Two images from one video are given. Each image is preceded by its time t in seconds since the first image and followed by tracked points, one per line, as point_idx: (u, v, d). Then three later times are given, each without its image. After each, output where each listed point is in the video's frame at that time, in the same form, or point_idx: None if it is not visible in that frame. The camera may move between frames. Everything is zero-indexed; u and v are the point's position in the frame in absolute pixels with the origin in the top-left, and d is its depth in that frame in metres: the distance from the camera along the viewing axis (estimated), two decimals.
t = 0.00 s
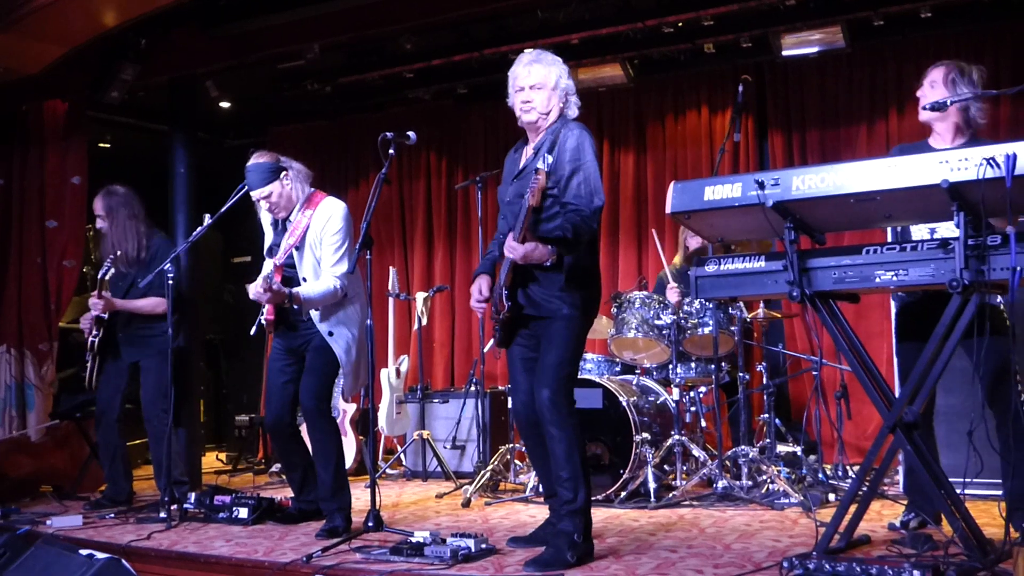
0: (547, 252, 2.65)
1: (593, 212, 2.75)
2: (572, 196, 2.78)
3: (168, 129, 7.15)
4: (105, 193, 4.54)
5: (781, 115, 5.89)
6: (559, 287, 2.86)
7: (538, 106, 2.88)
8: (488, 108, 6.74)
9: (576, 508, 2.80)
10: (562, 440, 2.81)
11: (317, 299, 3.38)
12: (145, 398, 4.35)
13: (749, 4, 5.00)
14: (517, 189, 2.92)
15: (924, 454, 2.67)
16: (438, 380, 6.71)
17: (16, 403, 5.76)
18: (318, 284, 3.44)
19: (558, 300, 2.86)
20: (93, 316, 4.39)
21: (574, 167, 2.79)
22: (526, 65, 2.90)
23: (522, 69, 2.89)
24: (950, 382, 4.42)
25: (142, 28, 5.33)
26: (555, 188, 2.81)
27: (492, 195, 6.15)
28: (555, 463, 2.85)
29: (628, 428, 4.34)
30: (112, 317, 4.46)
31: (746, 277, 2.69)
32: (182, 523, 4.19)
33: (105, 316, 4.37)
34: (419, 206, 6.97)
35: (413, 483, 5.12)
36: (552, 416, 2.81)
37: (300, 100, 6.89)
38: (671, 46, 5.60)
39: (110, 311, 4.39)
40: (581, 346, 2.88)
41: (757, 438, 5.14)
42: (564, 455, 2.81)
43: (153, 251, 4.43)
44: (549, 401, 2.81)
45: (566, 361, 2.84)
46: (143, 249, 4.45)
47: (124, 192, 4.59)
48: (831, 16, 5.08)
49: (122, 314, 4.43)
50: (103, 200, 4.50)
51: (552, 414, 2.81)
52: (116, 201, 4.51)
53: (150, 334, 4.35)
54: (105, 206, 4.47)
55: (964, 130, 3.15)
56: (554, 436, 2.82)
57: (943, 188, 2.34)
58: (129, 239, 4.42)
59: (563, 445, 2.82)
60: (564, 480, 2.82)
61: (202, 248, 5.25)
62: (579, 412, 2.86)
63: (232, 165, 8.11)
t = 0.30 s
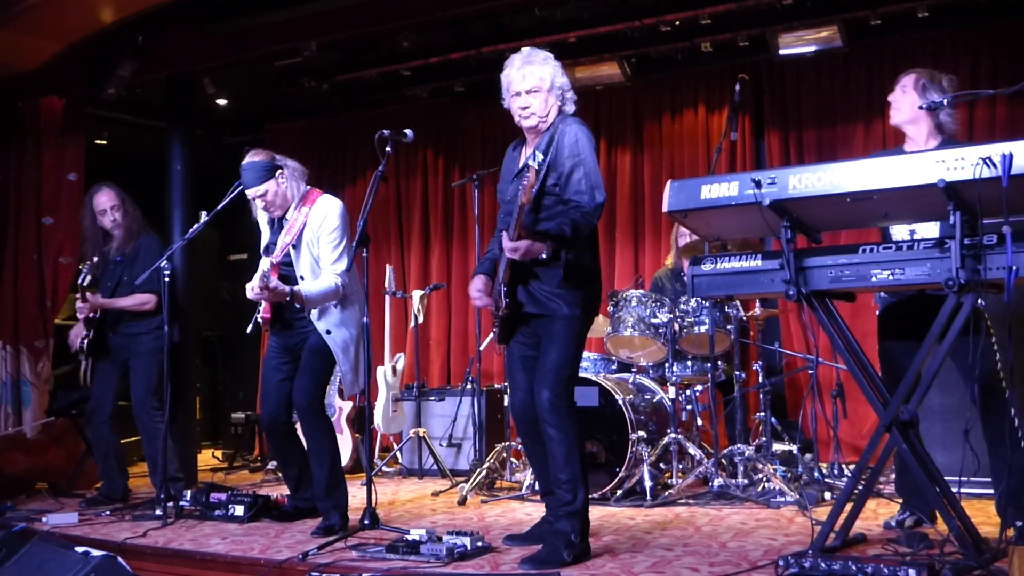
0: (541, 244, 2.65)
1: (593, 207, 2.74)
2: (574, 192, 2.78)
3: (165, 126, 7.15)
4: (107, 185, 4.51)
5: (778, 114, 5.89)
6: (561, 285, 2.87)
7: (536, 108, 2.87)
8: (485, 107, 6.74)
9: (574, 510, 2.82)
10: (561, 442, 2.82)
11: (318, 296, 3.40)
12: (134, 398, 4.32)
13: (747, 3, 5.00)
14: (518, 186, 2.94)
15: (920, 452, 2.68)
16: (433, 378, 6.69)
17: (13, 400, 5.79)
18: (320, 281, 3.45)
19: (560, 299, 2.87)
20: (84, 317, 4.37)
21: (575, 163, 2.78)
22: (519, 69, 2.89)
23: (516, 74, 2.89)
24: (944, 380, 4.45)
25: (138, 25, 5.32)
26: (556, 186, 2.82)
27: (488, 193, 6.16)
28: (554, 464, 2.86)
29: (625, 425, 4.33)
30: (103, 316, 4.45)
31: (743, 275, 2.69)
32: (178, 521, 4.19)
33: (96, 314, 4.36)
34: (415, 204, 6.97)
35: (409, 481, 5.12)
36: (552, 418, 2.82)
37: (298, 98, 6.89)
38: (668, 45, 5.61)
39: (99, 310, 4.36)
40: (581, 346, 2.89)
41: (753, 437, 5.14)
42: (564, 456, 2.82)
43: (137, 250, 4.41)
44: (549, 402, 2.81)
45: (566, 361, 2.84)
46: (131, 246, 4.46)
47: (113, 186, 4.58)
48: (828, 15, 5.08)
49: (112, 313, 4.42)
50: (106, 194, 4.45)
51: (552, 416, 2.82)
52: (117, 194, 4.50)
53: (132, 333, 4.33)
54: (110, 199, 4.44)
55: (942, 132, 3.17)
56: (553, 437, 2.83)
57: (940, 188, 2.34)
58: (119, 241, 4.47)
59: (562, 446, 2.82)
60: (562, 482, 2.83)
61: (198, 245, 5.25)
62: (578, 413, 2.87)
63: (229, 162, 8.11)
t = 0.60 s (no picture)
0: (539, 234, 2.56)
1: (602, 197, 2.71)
2: (580, 183, 2.74)
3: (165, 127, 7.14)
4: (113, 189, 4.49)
5: (778, 111, 5.89)
6: (564, 280, 2.86)
7: (535, 111, 2.86)
8: (484, 106, 6.72)
9: (579, 508, 2.80)
10: (566, 439, 2.81)
11: (315, 302, 3.36)
12: (138, 401, 4.29)
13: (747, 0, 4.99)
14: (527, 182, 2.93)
15: (923, 448, 2.67)
16: (436, 378, 6.70)
17: (13, 404, 5.72)
18: (314, 287, 3.41)
19: (568, 296, 2.85)
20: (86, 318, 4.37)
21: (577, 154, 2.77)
22: (517, 72, 2.87)
23: (515, 79, 2.86)
24: (946, 377, 4.40)
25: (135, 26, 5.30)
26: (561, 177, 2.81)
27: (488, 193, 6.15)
28: (558, 462, 2.84)
29: (627, 425, 4.34)
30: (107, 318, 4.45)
31: (743, 273, 2.69)
32: (180, 523, 4.17)
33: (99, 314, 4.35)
34: (416, 204, 6.96)
35: (411, 482, 5.11)
36: (557, 415, 2.81)
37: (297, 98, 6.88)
38: (667, 43, 5.62)
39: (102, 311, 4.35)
40: (588, 344, 2.87)
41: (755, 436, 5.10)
42: (568, 454, 2.80)
43: (139, 253, 4.37)
44: (554, 401, 2.80)
45: (572, 360, 2.83)
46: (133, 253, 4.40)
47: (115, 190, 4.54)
48: (829, 11, 5.08)
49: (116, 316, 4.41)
50: (109, 198, 4.43)
51: (557, 413, 2.80)
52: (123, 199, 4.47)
53: (136, 337, 4.31)
54: (113, 203, 4.42)
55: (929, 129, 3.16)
56: (557, 435, 2.81)
57: (942, 184, 2.33)
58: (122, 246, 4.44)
59: (566, 445, 2.81)
60: (566, 481, 2.82)
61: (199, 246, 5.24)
62: (583, 411, 2.85)
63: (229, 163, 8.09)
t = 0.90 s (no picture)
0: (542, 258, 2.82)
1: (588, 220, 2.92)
2: (570, 200, 2.95)
3: (180, 131, 7.40)
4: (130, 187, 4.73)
5: (767, 122, 6.14)
6: (558, 293, 3.03)
7: (537, 126, 3.03)
8: (487, 115, 6.96)
9: (574, 498, 3.00)
10: (563, 432, 3.01)
11: (334, 296, 3.58)
12: (157, 390, 4.55)
13: (738, 16, 5.25)
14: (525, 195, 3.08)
15: (901, 445, 2.85)
16: (438, 372, 6.94)
17: (37, 392, 6.09)
18: (335, 283, 3.64)
19: (562, 304, 3.02)
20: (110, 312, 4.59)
21: (574, 169, 2.97)
22: (515, 91, 3.01)
23: (513, 97, 3.01)
24: (927, 377, 4.63)
25: (157, 36, 5.51)
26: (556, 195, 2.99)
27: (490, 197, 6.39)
28: (555, 453, 3.04)
29: (620, 421, 4.57)
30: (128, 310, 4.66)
31: (731, 276, 2.90)
32: (195, 508, 4.39)
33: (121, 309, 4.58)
34: (420, 208, 7.20)
35: (414, 471, 5.35)
36: (555, 409, 3.00)
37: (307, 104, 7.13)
38: (662, 56, 5.89)
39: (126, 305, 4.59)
40: (587, 341, 3.07)
41: (742, 429, 5.36)
42: (565, 446, 3.00)
43: (163, 248, 4.63)
44: (553, 396, 3.00)
45: (570, 358, 3.02)
46: (156, 245, 4.66)
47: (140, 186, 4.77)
48: (815, 28, 5.33)
49: (138, 308, 4.64)
50: (133, 194, 4.65)
51: (555, 408, 3.00)
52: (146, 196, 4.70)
53: (158, 327, 4.56)
54: (138, 200, 4.64)
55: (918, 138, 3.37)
56: (555, 427, 3.01)
57: (920, 193, 2.53)
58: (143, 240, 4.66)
59: (563, 436, 3.01)
60: (563, 471, 3.01)
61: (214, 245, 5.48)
62: (580, 406, 3.05)
63: (240, 168, 8.35)
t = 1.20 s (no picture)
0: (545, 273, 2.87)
1: (585, 230, 2.95)
2: (569, 209, 2.99)
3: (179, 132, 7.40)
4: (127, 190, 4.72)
5: (765, 122, 6.13)
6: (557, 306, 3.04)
7: (536, 129, 3.01)
8: (486, 115, 6.95)
9: (571, 495, 2.99)
10: (560, 429, 3.00)
11: (332, 299, 3.61)
12: (160, 394, 4.55)
13: (735, 16, 5.24)
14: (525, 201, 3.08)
15: (901, 444, 2.84)
16: (438, 373, 6.94)
17: (37, 395, 6.11)
18: (333, 285, 3.68)
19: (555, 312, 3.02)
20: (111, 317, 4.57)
21: (574, 179, 2.97)
22: (513, 96, 2.99)
23: (512, 101, 2.99)
24: (932, 376, 4.62)
25: (155, 38, 5.47)
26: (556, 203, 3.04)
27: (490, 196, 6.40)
28: (552, 451, 3.03)
29: (620, 420, 4.56)
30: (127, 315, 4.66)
31: (731, 277, 2.90)
32: (194, 510, 4.39)
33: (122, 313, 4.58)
34: (420, 208, 7.20)
35: (414, 473, 5.35)
36: (552, 406, 2.99)
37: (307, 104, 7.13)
38: (661, 57, 5.88)
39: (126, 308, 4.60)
40: (586, 342, 3.07)
41: (742, 430, 5.37)
42: (562, 443, 2.99)
43: (163, 251, 4.63)
44: (549, 394, 2.99)
45: (567, 356, 3.01)
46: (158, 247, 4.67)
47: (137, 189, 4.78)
48: (813, 28, 5.32)
49: (138, 312, 4.63)
50: (131, 198, 4.66)
51: (552, 405, 2.99)
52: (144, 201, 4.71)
53: (159, 328, 4.56)
54: (136, 204, 4.65)
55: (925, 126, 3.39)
56: (552, 425, 3.01)
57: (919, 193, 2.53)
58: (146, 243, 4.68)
59: (560, 434, 3.00)
60: (560, 469, 3.01)
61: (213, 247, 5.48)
62: (577, 404, 3.04)
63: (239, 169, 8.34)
